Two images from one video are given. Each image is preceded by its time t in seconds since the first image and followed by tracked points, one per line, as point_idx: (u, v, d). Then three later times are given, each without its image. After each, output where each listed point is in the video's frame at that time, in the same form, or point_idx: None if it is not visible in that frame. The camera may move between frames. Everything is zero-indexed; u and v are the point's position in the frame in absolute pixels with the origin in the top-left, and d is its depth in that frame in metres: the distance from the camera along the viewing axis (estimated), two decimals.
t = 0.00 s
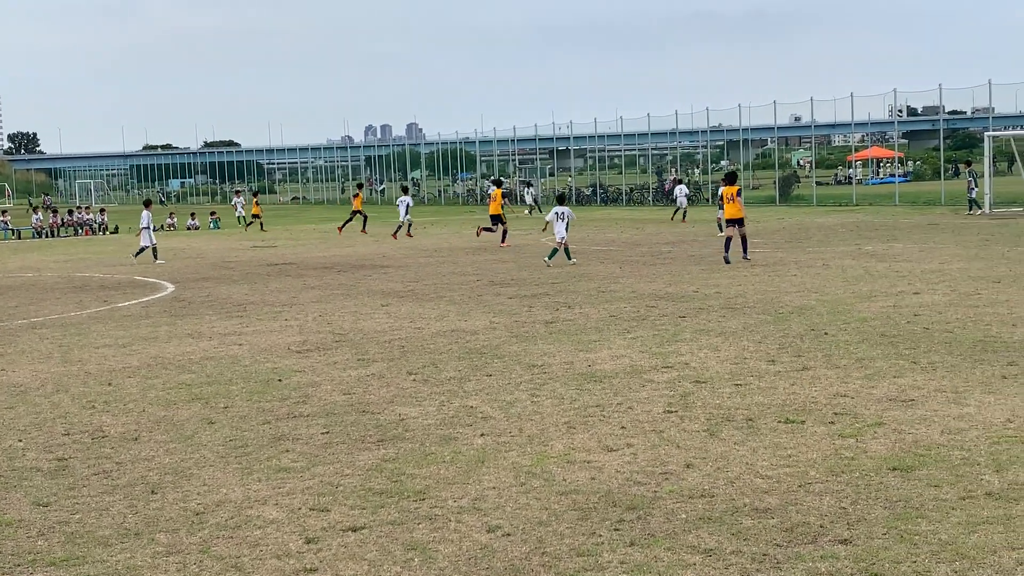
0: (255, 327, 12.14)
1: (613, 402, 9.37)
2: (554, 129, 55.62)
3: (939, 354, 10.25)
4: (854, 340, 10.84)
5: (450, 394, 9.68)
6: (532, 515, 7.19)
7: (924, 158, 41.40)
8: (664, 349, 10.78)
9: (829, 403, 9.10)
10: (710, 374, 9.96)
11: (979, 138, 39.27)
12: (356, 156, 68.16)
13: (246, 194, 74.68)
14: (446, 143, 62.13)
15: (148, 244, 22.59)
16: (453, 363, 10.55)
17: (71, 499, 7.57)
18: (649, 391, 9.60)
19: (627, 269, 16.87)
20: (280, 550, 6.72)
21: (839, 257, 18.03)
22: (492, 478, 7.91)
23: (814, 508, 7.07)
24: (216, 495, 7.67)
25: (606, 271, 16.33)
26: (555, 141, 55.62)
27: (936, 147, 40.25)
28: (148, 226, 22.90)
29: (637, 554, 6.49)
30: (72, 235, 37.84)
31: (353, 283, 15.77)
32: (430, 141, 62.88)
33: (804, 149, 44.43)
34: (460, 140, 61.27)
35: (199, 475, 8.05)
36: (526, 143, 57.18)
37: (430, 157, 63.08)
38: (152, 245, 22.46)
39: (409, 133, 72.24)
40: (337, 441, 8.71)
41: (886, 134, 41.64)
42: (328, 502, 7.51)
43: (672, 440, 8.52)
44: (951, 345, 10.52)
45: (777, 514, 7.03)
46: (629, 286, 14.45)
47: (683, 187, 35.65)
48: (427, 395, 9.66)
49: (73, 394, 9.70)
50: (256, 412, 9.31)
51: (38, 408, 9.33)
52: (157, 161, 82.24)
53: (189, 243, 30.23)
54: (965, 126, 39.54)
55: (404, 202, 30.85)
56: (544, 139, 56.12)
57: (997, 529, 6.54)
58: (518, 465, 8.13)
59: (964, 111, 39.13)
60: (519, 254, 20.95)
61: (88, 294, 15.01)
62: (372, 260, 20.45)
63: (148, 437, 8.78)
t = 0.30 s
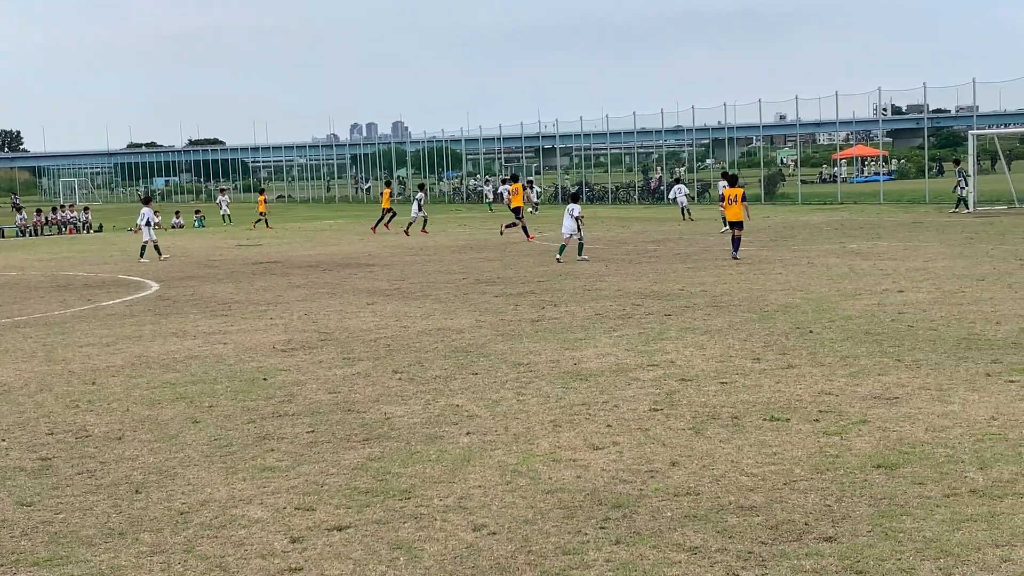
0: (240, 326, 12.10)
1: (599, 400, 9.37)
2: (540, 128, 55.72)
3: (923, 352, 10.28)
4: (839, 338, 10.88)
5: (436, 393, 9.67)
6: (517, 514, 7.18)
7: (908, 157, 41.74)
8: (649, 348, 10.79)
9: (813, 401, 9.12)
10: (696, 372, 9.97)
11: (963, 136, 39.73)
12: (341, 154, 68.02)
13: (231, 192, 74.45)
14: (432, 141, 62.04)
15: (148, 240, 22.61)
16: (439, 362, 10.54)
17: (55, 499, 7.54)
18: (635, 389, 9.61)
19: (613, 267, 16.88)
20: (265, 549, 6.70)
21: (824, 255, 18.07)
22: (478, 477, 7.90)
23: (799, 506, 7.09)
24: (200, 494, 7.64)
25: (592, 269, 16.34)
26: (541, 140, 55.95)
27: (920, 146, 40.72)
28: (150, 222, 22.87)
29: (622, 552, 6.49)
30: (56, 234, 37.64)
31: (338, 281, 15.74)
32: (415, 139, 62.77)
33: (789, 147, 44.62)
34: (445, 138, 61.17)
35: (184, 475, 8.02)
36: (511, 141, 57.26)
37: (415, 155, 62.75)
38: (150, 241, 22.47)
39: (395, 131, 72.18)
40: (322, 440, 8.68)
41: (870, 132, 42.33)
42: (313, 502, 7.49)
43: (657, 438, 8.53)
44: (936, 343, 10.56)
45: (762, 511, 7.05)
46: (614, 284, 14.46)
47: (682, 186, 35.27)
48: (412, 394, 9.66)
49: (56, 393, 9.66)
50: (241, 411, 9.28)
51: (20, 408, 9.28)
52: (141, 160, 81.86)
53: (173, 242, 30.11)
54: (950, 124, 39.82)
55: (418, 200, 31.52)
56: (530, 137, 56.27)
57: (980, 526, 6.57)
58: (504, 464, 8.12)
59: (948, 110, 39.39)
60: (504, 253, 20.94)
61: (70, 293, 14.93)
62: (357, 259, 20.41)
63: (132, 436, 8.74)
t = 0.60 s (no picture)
0: (228, 324, 12.08)
1: (588, 398, 9.38)
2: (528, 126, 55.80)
3: (911, 349, 10.31)
4: (826, 335, 10.90)
5: (425, 390, 9.68)
6: (506, 512, 7.19)
7: (896, 154, 42.35)
8: (638, 345, 10.80)
9: (802, 398, 9.14)
10: (685, 369, 9.98)
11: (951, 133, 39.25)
12: (330, 152, 67.86)
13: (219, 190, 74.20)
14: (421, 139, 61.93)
15: (153, 238, 22.71)
16: (427, 360, 10.54)
17: (42, 498, 7.51)
18: (624, 386, 9.62)
19: (601, 264, 16.88)
20: (253, 548, 6.69)
21: (812, 253, 18.09)
22: (466, 475, 7.90)
23: (787, 502, 7.10)
24: (188, 493, 7.62)
25: (580, 267, 16.36)
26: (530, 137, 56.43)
27: (907, 143, 40.87)
28: (153, 219, 22.88)
29: (611, 550, 6.49)
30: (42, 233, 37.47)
31: (326, 279, 15.73)
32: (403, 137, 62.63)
33: (777, 144, 44.58)
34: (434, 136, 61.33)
35: (172, 473, 8.00)
36: (500, 139, 57.44)
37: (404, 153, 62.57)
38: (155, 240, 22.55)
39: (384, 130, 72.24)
40: (311, 438, 8.68)
41: (857, 130, 42.28)
42: (302, 500, 7.48)
43: (645, 436, 8.53)
44: (923, 340, 10.59)
45: (750, 508, 7.06)
46: (602, 282, 14.47)
47: (679, 186, 35.07)
48: (401, 391, 9.66)
49: (44, 392, 9.63)
50: (229, 409, 9.26)
51: (7, 407, 9.26)
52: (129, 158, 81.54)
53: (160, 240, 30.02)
54: (937, 121, 39.47)
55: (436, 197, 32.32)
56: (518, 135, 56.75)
57: (967, 523, 6.59)
58: (492, 462, 8.13)
59: (935, 107, 39.11)
60: (493, 251, 20.93)
61: (58, 291, 14.88)
62: (345, 256, 20.38)
63: (120, 435, 8.72)
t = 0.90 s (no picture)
0: (221, 324, 12.07)
1: (581, 397, 9.39)
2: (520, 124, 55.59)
3: (904, 347, 10.33)
4: (820, 334, 10.91)
5: (418, 389, 9.68)
6: (499, 511, 7.19)
7: (889, 153, 41.90)
8: (632, 344, 10.80)
9: (795, 397, 9.15)
10: (678, 368, 9.99)
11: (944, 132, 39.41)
12: (323, 151, 67.76)
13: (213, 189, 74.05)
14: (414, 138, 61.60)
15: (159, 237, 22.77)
16: (421, 359, 10.54)
17: (35, 498, 7.50)
18: (617, 385, 9.63)
19: (595, 263, 16.87)
20: (247, 547, 6.69)
21: (806, 251, 18.07)
22: (460, 474, 7.90)
23: (780, 501, 7.12)
24: (182, 492, 7.62)
25: (573, 266, 16.35)
26: (524, 136, 55.58)
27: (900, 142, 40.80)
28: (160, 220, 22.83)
29: (604, 548, 6.50)
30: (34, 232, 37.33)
31: (319, 278, 15.70)
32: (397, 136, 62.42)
33: (770, 143, 44.75)
34: (427, 135, 61.00)
35: (165, 473, 7.99)
36: (494, 139, 56.77)
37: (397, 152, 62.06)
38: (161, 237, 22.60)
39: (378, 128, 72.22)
40: (304, 437, 8.67)
41: (851, 129, 42.36)
42: (296, 500, 7.48)
43: (639, 435, 8.54)
44: (916, 339, 10.60)
45: (743, 507, 7.07)
46: (596, 281, 14.45)
47: (673, 185, 35.06)
48: (395, 391, 9.65)
49: (36, 392, 9.61)
50: (223, 409, 9.26)
51: (1, 406, 9.24)
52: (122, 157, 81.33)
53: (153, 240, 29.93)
54: (930, 121, 39.65)
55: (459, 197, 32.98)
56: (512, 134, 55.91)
57: (960, 521, 6.60)
58: (486, 461, 8.12)
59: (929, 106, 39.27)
60: (485, 250, 20.88)
61: (50, 291, 14.83)
62: (338, 256, 20.32)
63: (113, 434, 8.71)
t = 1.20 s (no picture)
0: (218, 324, 12.08)
1: (578, 396, 9.40)
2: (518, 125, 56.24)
3: (900, 347, 10.34)
4: (817, 334, 10.91)
5: (416, 389, 9.68)
6: (497, 510, 7.19)
7: (885, 152, 42.17)
8: (629, 344, 10.82)
9: (791, 396, 9.16)
10: (675, 368, 10.00)
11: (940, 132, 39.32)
12: (320, 151, 67.66)
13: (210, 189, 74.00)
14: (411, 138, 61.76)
15: (171, 235, 22.89)
16: (418, 359, 10.55)
17: (32, 498, 7.50)
18: (615, 385, 9.64)
19: (591, 263, 16.86)
20: (244, 547, 6.69)
21: (803, 251, 18.05)
22: (457, 474, 7.91)
23: (777, 500, 7.12)
24: (179, 493, 7.62)
25: (570, 266, 16.34)
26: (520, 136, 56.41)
27: (897, 142, 40.83)
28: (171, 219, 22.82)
29: (601, 548, 6.50)
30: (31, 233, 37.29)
31: (316, 279, 15.70)
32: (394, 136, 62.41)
33: (767, 143, 44.78)
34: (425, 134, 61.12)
35: (162, 473, 7.99)
36: (491, 138, 57.69)
37: (394, 151, 62.48)
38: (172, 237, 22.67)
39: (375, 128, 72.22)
40: (301, 437, 8.68)
41: (847, 128, 42.16)
42: (292, 500, 7.48)
43: (636, 434, 8.54)
44: (913, 338, 10.61)
45: (740, 506, 7.08)
46: (593, 280, 14.45)
47: (671, 184, 35.07)
48: (392, 391, 9.66)
49: (34, 392, 9.62)
50: (221, 409, 9.26)
51: None
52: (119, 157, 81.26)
53: (149, 240, 29.88)
54: (926, 121, 39.50)
55: (477, 193, 33.76)
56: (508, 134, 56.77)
57: (957, 520, 6.61)
58: (483, 461, 8.13)
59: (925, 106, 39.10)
60: (482, 250, 20.87)
61: (46, 291, 14.82)
62: (335, 256, 20.30)
63: (110, 435, 8.71)
